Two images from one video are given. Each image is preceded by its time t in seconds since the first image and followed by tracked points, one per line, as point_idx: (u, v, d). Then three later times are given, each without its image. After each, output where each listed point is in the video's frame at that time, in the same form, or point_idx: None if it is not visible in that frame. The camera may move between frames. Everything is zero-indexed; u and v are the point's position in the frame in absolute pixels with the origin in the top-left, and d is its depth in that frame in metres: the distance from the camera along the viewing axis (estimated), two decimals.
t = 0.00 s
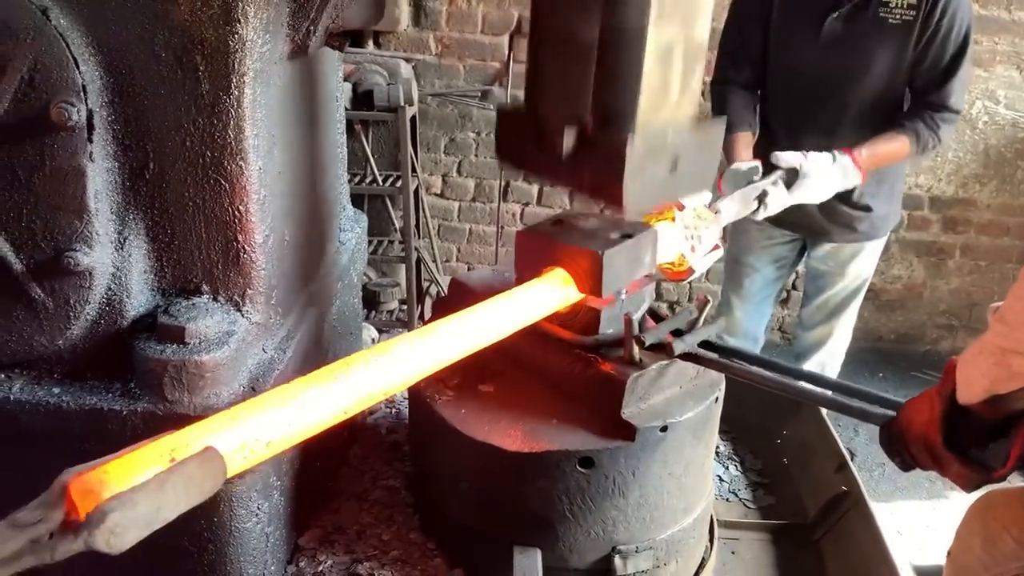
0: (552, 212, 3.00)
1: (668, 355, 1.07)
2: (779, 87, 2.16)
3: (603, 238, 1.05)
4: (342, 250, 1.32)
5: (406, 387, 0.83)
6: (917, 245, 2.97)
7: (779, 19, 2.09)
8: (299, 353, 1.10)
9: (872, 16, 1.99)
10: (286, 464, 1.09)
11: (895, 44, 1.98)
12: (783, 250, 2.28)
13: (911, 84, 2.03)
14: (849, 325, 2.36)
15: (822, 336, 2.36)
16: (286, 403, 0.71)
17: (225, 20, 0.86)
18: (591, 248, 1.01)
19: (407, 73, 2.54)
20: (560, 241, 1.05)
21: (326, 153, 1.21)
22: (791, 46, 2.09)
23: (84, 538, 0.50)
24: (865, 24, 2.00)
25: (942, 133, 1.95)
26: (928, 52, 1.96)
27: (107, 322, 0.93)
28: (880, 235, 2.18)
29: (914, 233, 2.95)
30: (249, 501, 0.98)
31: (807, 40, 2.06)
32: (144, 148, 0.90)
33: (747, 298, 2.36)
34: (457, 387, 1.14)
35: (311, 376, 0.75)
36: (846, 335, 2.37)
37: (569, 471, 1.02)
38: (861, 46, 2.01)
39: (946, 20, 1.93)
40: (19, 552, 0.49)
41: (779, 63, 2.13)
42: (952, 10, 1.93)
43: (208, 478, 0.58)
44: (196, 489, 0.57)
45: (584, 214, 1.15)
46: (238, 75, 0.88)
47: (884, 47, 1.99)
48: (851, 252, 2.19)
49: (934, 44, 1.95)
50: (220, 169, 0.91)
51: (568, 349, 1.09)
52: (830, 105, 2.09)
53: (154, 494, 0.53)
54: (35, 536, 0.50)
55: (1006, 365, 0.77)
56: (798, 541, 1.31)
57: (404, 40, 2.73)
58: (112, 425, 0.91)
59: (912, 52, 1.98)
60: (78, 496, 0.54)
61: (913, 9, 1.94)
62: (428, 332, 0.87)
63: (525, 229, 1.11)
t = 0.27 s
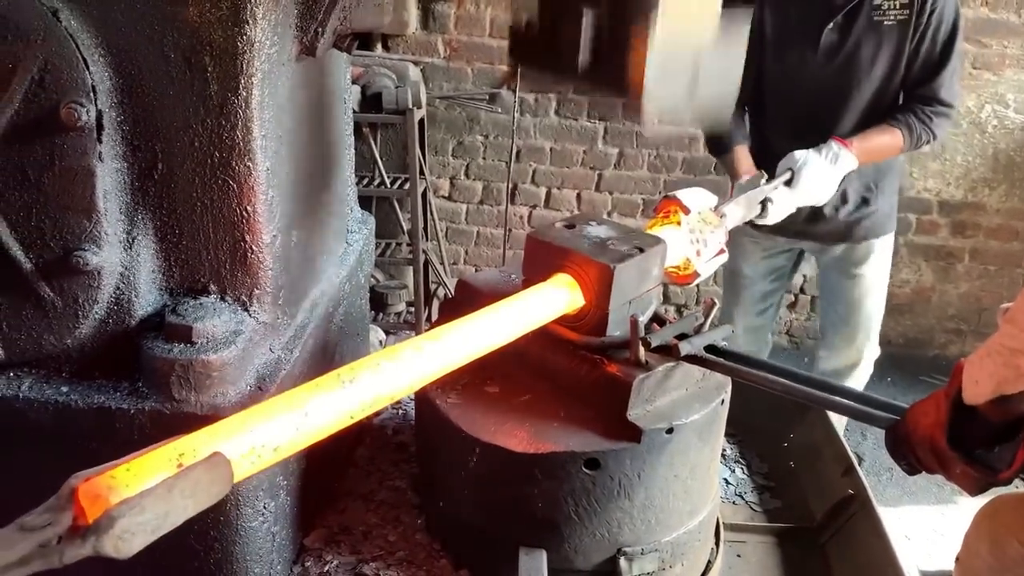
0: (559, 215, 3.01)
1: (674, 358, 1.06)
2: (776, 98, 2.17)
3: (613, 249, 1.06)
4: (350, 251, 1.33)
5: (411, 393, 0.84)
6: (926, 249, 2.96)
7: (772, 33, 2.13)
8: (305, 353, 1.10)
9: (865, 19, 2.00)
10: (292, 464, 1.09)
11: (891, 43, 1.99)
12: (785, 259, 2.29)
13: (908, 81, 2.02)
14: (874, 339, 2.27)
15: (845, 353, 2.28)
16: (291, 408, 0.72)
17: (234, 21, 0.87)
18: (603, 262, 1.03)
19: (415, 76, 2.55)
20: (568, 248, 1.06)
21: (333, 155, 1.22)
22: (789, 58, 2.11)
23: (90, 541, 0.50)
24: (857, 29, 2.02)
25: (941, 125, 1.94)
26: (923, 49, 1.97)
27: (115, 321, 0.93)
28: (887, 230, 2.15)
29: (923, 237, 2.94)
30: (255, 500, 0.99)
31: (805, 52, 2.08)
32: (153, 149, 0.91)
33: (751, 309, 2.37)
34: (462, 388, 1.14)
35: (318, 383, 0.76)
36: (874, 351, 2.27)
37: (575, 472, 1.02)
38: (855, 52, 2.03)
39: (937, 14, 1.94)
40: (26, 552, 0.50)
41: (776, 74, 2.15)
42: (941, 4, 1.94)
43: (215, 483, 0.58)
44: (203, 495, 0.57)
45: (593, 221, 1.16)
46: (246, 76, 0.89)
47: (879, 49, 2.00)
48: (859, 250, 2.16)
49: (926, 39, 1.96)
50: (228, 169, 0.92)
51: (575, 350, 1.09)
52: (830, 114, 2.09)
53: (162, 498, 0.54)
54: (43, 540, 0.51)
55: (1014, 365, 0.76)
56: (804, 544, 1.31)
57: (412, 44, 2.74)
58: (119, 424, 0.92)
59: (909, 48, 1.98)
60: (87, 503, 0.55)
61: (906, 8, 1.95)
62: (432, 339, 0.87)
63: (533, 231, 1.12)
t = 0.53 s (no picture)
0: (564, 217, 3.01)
1: (676, 356, 1.04)
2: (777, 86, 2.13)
3: (618, 243, 1.06)
4: (354, 249, 1.33)
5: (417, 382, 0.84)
6: (931, 253, 2.96)
7: (775, 17, 2.05)
8: (309, 349, 1.10)
9: (871, 12, 2.00)
10: (295, 460, 1.10)
11: (895, 38, 2.01)
12: (792, 258, 2.30)
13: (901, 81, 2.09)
14: (911, 308, 2.22)
15: (880, 327, 2.24)
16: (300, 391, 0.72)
17: (240, 17, 0.87)
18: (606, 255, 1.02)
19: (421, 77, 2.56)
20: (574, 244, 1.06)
21: (338, 152, 1.22)
22: (789, 43, 2.06)
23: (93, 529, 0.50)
24: (862, 20, 2.01)
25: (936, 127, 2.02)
26: (922, 51, 2.03)
27: (120, 315, 0.94)
28: (899, 196, 2.15)
29: (928, 241, 2.94)
30: (258, 495, 0.99)
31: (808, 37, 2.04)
32: (159, 144, 0.91)
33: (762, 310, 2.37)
34: (465, 385, 1.14)
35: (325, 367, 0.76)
36: (913, 320, 2.22)
37: (577, 470, 1.02)
38: (859, 43, 2.03)
39: (938, 15, 2.00)
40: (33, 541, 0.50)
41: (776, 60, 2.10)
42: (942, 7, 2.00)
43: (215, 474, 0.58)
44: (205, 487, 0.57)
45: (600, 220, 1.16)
46: (251, 71, 0.89)
47: (881, 44, 2.02)
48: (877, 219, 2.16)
49: (927, 41, 2.02)
50: (234, 165, 0.92)
51: (578, 347, 1.09)
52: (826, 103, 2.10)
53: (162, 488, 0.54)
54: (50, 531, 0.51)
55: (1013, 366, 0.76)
56: (807, 545, 1.31)
57: (418, 46, 2.75)
58: (123, 417, 0.92)
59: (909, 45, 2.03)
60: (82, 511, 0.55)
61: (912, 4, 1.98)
62: (438, 329, 0.88)
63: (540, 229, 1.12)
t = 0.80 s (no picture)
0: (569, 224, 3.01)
1: (678, 359, 1.04)
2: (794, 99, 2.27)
3: (621, 248, 1.06)
4: (358, 251, 1.33)
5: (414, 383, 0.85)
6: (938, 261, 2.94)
7: (790, 33, 2.19)
8: (311, 351, 1.10)
9: (884, 23, 2.16)
10: (296, 462, 1.09)
11: (909, 47, 2.17)
12: (802, 258, 2.38)
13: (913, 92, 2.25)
14: (943, 275, 2.28)
15: (914, 298, 2.29)
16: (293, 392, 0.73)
17: (243, 17, 0.87)
18: (610, 258, 1.02)
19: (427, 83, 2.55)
20: (576, 248, 1.06)
21: (342, 155, 1.22)
22: (804, 58, 2.21)
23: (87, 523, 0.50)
24: (876, 31, 2.17)
25: (951, 130, 2.17)
26: (935, 57, 2.18)
27: (122, 314, 0.94)
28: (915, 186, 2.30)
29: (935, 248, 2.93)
30: (259, 496, 0.99)
31: (824, 53, 2.19)
32: (162, 144, 0.91)
33: (775, 312, 2.42)
34: (468, 388, 1.14)
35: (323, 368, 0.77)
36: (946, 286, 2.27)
37: (579, 473, 1.02)
38: (875, 54, 2.18)
39: (949, 23, 2.16)
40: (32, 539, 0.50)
41: (791, 75, 2.23)
42: (953, 14, 2.16)
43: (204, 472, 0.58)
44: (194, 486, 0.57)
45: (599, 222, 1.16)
46: (255, 71, 0.89)
47: (897, 54, 2.17)
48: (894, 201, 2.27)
49: (939, 50, 2.17)
50: (236, 165, 0.92)
51: (581, 351, 1.09)
52: (842, 112, 2.24)
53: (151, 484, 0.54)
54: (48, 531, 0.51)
55: (1017, 367, 0.75)
56: (812, 551, 1.30)
57: (424, 52, 2.75)
58: (125, 417, 0.92)
59: (923, 55, 2.19)
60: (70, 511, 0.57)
61: (924, 13, 2.14)
62: (437, 331, 0.89)
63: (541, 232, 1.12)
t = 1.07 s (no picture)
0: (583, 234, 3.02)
1: (689, 362, 1.06)
2: (808, 103, 2.26)
3: (629, 237, 1.05)
4: (371, 257, 1.34)
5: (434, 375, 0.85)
6: (954, 273, 2.93)
7: (809, 37, 2.20)
8: (323, 354, 1.11)
9: (904, 43, 2.16)
10: (308, 464, 1.10)
11: (927, 71, 2.17)
12: (810, 269, 2.38)
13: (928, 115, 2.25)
14: (940, 296, 2.26)
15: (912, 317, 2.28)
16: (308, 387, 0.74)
17: (260, 22, 0.89)
18: (619, 247, 1.01)
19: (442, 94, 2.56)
20: (586, 242, 1.06)
21: (357, 161, 1.24)
22: (821, 66, 2.22)
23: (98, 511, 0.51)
24: (896, 50, 2.17)
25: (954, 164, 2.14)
26: (954, 82, 2.19)
27: (138, 314, 0.95)
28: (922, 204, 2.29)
29: (951, 261, 2.91)
30: (270, 497, 1.00)
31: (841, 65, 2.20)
32: (179, 146, 0.93)
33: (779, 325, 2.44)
34: (479, 392, 1.14)
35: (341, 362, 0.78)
36: (943, 306, 2.26)
37: (589, 477, 1.02)
38: (892, 72, 2.18)
39: (972, 51, 2.17)
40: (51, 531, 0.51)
41: (805, 80, 2.24)
42: (977, 44, 2.17)
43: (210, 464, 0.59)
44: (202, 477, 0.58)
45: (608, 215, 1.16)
46: (271, 75, 0.91)
47: (915, 75, 2.17)
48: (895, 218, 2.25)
49: (957, 76, 2.18)
50: (252, 168, 0.94)
51: (591, 354, 1.10)
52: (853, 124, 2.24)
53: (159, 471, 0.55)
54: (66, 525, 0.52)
55: None
56: (823, 560, 1.29)
57: (439, 64, 2.77)
58: (139, 416, 0.93)
59: (941, 77, 2.19)
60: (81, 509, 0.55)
61: (947, 39, 2.14)
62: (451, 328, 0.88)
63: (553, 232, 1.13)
